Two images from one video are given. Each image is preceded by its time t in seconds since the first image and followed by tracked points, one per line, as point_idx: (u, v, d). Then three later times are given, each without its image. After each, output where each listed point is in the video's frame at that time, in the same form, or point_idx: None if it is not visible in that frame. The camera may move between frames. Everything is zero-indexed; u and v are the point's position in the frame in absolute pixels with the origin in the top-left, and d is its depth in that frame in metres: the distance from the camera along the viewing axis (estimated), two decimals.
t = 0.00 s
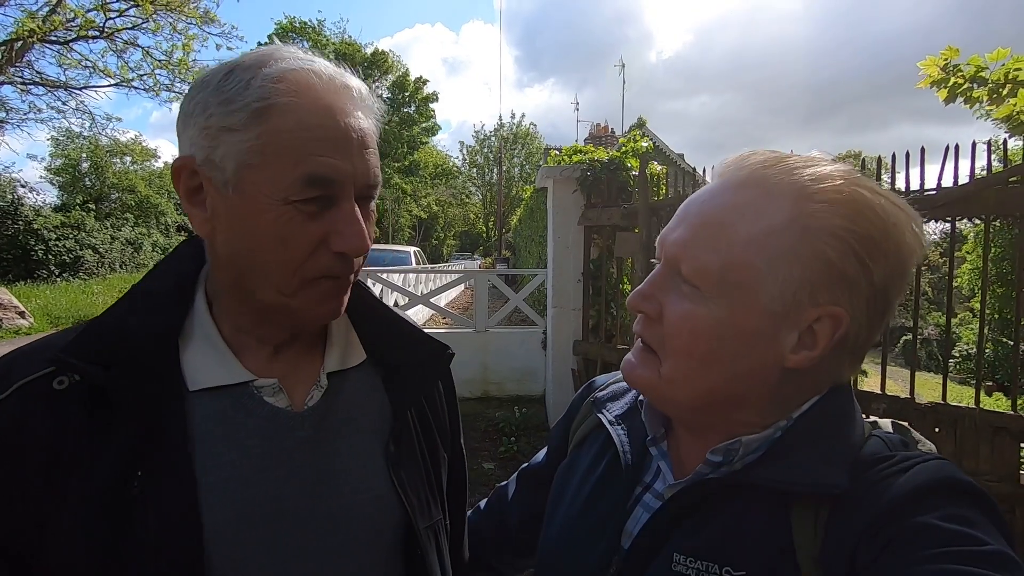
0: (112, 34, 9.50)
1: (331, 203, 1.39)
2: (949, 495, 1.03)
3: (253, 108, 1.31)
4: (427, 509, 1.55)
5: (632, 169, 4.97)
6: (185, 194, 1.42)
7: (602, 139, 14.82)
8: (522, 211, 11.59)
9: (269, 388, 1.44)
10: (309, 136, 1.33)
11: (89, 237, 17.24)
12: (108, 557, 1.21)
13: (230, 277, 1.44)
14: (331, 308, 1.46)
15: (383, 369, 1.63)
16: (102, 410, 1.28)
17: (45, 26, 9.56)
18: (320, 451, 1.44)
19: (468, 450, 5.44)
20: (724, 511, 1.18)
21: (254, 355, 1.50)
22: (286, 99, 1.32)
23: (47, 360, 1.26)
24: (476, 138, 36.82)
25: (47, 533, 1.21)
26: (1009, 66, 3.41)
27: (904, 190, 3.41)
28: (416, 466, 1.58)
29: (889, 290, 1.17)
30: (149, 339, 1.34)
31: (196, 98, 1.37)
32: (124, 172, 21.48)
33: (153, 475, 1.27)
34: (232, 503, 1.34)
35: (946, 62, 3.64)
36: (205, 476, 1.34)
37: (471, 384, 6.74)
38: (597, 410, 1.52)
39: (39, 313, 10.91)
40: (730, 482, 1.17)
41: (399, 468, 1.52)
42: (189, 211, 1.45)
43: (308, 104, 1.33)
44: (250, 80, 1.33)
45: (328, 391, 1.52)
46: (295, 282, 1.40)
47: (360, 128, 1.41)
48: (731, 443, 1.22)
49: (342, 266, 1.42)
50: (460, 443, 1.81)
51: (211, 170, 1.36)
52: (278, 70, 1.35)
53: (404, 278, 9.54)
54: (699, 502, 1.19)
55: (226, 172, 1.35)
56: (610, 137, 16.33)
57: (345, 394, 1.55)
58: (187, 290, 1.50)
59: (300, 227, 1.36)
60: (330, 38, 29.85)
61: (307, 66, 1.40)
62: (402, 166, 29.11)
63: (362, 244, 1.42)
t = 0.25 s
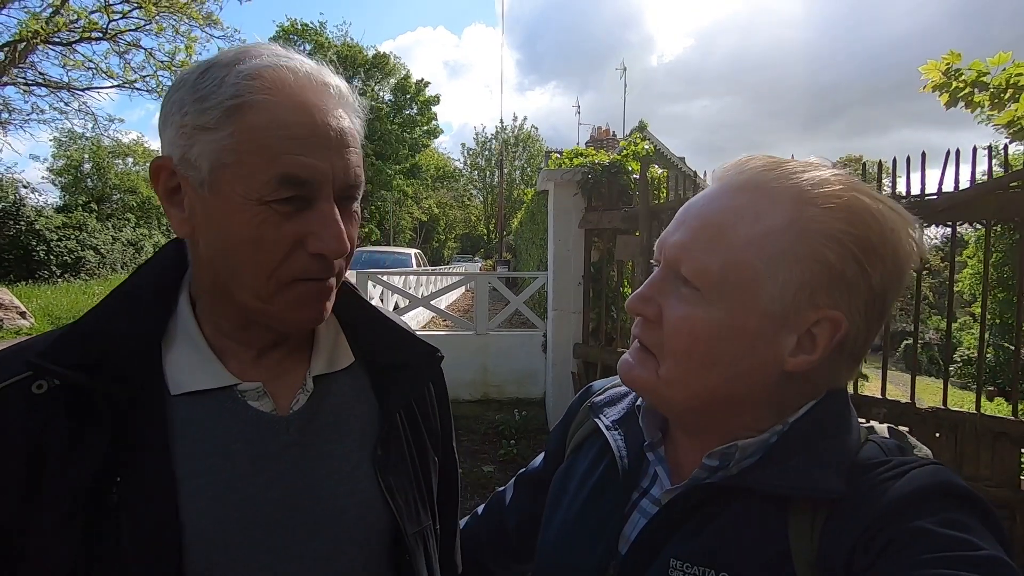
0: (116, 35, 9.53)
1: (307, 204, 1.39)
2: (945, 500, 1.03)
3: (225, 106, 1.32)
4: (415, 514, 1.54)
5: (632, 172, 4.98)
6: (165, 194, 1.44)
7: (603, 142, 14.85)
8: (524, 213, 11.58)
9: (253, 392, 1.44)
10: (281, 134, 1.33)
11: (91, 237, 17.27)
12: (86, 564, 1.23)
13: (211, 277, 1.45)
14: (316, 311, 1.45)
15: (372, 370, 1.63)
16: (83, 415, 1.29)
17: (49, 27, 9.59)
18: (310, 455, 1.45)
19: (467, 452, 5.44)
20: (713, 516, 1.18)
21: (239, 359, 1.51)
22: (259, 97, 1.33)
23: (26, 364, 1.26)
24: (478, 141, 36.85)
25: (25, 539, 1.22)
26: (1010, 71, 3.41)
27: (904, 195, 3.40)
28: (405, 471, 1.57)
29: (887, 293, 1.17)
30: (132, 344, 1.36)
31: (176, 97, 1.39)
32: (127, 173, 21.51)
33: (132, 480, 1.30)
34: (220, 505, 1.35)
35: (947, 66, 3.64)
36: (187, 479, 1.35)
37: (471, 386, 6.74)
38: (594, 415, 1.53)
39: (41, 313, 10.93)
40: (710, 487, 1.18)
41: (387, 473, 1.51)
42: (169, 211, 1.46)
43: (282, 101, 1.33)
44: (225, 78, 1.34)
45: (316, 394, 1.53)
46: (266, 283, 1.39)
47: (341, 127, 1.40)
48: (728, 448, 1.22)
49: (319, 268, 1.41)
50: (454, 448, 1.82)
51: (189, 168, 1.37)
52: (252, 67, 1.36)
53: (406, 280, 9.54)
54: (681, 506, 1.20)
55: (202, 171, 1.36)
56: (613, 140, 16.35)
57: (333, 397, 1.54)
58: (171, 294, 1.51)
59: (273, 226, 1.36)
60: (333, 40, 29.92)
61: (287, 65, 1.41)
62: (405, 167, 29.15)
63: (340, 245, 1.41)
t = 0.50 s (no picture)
0: (117, 36, 9.54)
1: (301, 208, 1.39)
2: (944, 503, 1.03)
3: (216, 107, 1.32)
4: (410, 522, 1.53)
5: (633, 174, 4.98)
6: (160, 198, 1.44)
7: (602, 145, 14.86)
8: (526, 214, 11.58)
9: (250, 398, 1.44)
10: (271, 135, 1.32)
11: (91, 237, 17.28)
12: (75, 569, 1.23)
13: (206, 279, 1.45)
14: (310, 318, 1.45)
15: (372, 377, 1.63)
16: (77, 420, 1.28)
17: (50, 28, 9.61)
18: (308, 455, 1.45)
19: (467, 454, 5.44)
20: (709, 518, 1.18)
21: (234, 362, 1.51)
22: (252, 98, 1.33)
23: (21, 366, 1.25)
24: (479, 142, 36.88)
25: (13, 544, 1.21)
26: (1011, 74, 3.41)
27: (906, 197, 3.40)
28: (403, 479, 1.56)
29: (887, 298, 1.17)
30: (127, 347, 1.37)
31: (171, 99, 1.39)
32: (128, 173, 21.52)
33: (126, 487, 1.30)
34: (216, 509, 1.34)
35: (949, 68, 3.64)
36: (181, 484, 1.35)
37: (471, 388, 6.73)
38: (593, 418, 1.52)
39: (41, 313, 10.94)
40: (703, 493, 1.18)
41: (384, 481, 1.51)
42: (165, 213, 1.46)
43: (272, 102, 1.33)
44: (217, 80, 1.35)
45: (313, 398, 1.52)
46: (257, 289, 1.39)
47: (335, 130, 1.40)
48: (727, 452, 1.21)
49: (312, 274, 1.41)
50: (453, 453, 1.81)
51: (182, 170, 1.38)
52: (245, 68, 1.36)
53: (406, 281, 9.54)
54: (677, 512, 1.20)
55: (195, 173, 1.36)
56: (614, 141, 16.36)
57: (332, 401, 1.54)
58: (165, 294, 1.51)
59: (265, 230, 1.36)
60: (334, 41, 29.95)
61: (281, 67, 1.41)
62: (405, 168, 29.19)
63: (334, 249, 1.41)
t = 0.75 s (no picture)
0: (117, 34, 9.53)
1: (292, 194, 1.39)
2: (952, 503, 1.03)
3: (211, 96, 1.33)
4: (410, 506, 1.57)
5: (632, 174, 4.99)
6: (164, 187, 1.46)
7: (601, 145, 14.85)
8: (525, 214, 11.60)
9: (252, 380, 1.47)
10: (263, 125, 1.33)
11: (90, 236, 17.26)
12: (79, 548, 1.24)
13: (204, 267, 1.45)
14: (302, 303, 1.46)
15: (371, 365, 1.65)
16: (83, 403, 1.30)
17: (49, 26, 9.59)
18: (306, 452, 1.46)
19: (465, 453, 5.44)
20: (709, 516, 1.19)
21: (234, 347, 1.52)
22: (246, 87, 1.33)
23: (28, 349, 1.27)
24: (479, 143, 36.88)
25: (19, 523, 1.23)
26: (1009, 74, 3.42)
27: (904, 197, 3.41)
28: (403, 465, 1.61)
29: (893, 300, 1.16)
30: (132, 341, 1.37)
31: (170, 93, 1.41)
32: (127, 172, 21.49)
33: (131, 467, 1.32)
34: (218, 492, 1.37)
35: (947, 68, 3.65)
36: (183, 467, 1.38)
37: (469, 387, 6.71)
38: (596, 410, 1.52)
39: (39, 311, 10.90)
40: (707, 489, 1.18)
41: (383, 465, 1.55)
42: (167, 199, 1.48)
43: (265, 93, 1.34)
44: (213, 71, 1.35)
45: (311, 395, 1.53)
46: (248, 275, 1.39)
47: (327, 121, 1.41)
48: (735, 451, 1.20)
49: (301, 261, 1.41)
50: (449, 440, 1.85)
51: (180, 161, 1.39)
52: (240, 58, 1.37)
53: (405, 281, 9.53)
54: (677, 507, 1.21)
55: (192, 162, 1.37)
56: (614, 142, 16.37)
57: (328, 397, 1.56)
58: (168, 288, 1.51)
59: (257, 218, 1.37)
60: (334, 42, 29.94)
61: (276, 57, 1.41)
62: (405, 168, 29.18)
63: (324, 235, 1.41)
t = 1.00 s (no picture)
0: (115, 31, 9.50)
1: (299, 180, 1.41)
2: (967, 496, 1.04)
3: (223, 82, 1.35)
4: (417, 487, 1.59)
5: (630, 173, 5.02)
6: (179, 175, 1.48)
7: (599, 144, 14.91)
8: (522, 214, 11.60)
9: (266, 364, 1.50)
10: (272, 109, 1.35)
11: (86, 233, 17.20)
12: (101, 522, 1.28)
13: (216, 252, 1.47)
14: (308, 287, 1.46)
15: (379, 352, 1.67)
16: (103, 383, 1.33)
17: (47, 22, 9.55)
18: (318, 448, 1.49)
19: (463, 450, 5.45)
20: (717, 505, 1.21)
21: (248, 333, 1.55)
22: (255, 75, 1.36)
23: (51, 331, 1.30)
24: (476, 144, 36.89)
25: (42, 496, 1.26)
26: (1004, 77, 3.46)
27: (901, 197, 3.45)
28: (411, 449, 1.62)
29: (908, 287, 1.16)
30: (150, 331, 1.39)
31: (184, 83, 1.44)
32: (123, 170, 21.41)
33: (149, 445, 1.35)
34: (235, 473, 1.40)
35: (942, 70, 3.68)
36: (202, 446, 1.40)
37: (467, 385, 6.73)
38: (605, 399, 1.54)
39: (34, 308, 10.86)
40: (716, 481, 1.20)
41: (391, 447, 1.57)
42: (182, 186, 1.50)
43: (275, 78, 1.36)
44: (224, 59, 1.38)
45: (322, 386, 1.55)
46: (256, 258, 1.40)
47: (335, 107, 1.42)
48: (744, 440, 1.23)
49: (309, 244, 1.42)
50: (454, 425, 1.87)
51: (192, 147, 1.41)
52: (249, 47, 1.39)
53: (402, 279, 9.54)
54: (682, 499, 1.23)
55: (204, 148, 1.40)
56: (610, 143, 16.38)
57: (337, 387, 1.57)
58: (183, 278, 1.52)
59: (265, 201, 1.38)
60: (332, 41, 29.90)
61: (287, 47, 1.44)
62: (402, 168, 29.17)
63: (332, 221, 1.42)
